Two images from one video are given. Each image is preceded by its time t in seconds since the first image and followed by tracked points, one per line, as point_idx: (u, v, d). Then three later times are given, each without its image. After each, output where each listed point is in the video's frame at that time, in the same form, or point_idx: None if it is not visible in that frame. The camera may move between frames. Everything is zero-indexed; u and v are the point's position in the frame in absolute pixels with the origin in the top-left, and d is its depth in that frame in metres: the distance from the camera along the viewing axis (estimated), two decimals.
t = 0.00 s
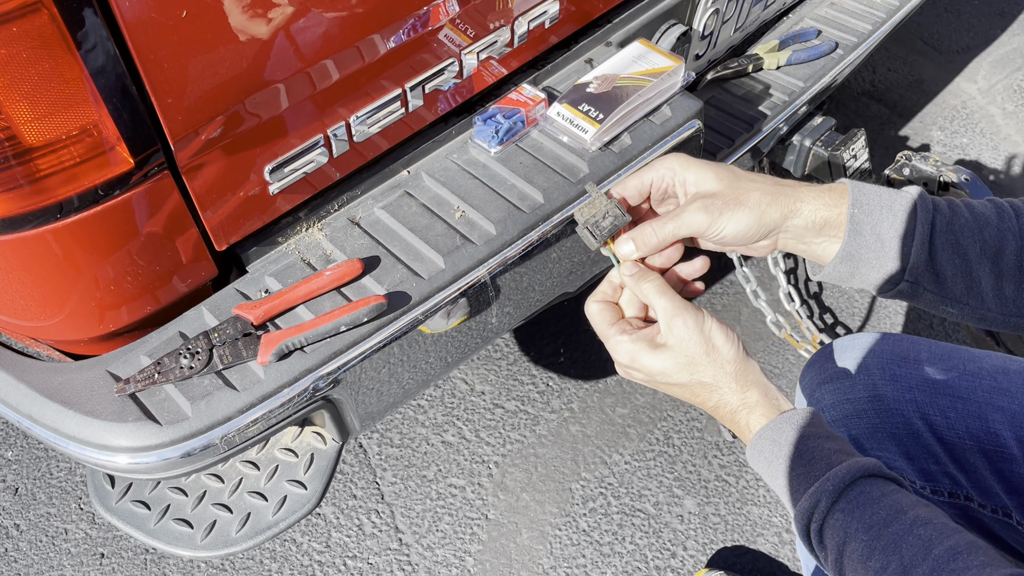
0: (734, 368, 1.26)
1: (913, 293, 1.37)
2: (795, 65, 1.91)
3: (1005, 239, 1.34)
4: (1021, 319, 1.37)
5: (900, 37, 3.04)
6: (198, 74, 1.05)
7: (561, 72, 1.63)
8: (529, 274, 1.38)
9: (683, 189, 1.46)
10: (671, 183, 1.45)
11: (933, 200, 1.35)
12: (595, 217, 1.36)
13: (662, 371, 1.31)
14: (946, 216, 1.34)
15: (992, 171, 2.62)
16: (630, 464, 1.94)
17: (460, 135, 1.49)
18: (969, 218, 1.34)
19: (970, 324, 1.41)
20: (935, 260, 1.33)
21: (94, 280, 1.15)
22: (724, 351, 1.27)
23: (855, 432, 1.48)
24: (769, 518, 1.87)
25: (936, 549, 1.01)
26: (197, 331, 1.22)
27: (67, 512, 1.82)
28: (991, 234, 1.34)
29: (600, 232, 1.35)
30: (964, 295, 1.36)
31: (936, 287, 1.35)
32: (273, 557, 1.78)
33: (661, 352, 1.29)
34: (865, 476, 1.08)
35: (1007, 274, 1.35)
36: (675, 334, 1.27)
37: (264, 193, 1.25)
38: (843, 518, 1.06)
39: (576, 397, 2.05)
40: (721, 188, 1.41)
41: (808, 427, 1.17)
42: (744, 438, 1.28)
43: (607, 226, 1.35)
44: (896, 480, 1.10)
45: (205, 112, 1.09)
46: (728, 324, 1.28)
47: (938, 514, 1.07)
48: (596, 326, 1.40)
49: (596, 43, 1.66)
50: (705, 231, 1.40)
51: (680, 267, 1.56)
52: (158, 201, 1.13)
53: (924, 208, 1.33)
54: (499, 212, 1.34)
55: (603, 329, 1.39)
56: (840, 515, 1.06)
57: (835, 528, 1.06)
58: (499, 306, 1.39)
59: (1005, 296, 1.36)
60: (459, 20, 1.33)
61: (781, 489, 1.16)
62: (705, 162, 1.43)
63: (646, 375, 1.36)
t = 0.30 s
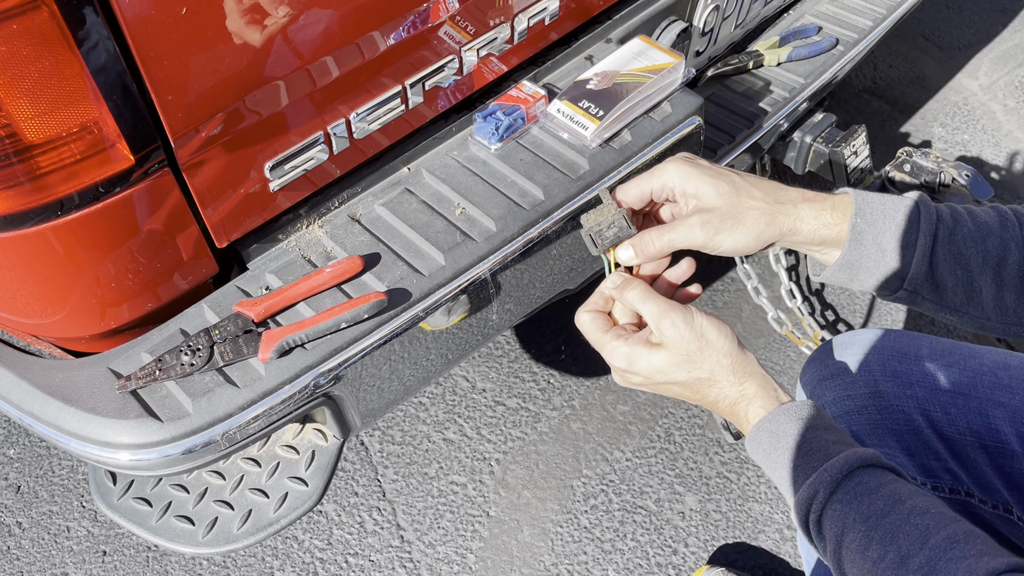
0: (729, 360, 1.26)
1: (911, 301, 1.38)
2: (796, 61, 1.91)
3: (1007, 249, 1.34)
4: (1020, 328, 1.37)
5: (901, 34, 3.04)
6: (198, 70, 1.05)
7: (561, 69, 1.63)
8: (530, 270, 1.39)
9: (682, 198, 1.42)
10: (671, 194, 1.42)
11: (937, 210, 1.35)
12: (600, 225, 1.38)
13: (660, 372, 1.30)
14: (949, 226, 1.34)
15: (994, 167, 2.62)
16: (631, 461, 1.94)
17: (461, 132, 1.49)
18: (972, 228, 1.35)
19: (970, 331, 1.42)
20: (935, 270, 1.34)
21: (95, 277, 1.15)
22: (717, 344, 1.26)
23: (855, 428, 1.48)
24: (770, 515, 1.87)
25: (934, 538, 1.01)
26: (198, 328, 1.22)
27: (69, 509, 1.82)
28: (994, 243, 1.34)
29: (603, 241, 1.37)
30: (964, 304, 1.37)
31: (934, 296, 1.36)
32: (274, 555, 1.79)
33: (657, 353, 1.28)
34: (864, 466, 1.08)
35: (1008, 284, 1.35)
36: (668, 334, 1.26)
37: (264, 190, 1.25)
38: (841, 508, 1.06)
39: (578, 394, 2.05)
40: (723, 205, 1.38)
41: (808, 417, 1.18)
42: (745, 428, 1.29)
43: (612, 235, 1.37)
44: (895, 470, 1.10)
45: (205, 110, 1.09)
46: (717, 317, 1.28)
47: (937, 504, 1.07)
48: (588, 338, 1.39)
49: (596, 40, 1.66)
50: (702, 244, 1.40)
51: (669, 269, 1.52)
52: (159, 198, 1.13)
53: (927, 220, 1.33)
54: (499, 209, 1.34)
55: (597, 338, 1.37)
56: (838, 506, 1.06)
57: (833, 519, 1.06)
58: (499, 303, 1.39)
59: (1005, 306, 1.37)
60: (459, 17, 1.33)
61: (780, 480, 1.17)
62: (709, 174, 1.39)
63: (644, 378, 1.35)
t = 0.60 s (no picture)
0: (732, 354, 1.26)
1: (910, 297, 1.38)
2: (795, 60, 1.90)
3: (1005, 243, 1.33)
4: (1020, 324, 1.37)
5: (902, 32, 3.04)
6: (197, 70, 1.05)
7: (560, 68, 1.63)
8: (529, 269, 1.39)
9: (681, 189, 1.43)
10: (669, 185, 1.43)
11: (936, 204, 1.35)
12: (590, 215, 1.35)
13: (659, 361, 1.30)
14: (947, 220, 1.34)
15: (994, 165, 2.61)
16: (631, 460, 1.94)
17: (460, 131, 1.49)
18: (971, 223, 1.34)
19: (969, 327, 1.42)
20: (934, 265, 1.33)
21: (94, 276, 1.15)
22: (720, 338, 1.26)
23: (855, 425, 1.47)
24: (770, 514, 1.87)
25: (935, 540, 1.01)
26: (197, 328, 1.23)
27: (70, 508, 1.83)
28: (991, 238, 1.33)
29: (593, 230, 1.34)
30: (962, 300, 1.37)
31: (933, 291, 1.36)
32: (275, 554, 1.79)
33: (658, 342, 1.29)
34: (865, 467, 1.08)
35: (1006, 279, 1.35)
36: (670, 325, 1.26)
37: (263, 190, 1.25)
38: (842, 509, 1.06)
39: (578, 392, 2.06)
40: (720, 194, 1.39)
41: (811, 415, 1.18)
42: (743, 426, 1.28)
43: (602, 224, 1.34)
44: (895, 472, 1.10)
45: (204, 110, 1.10)
46: (722, 311, 1.28)
47: (936, 505, 1.07)
48: (587, 324, 1.39)
49: (595, 39, 1.66)
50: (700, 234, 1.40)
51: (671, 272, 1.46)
52: (158, 197, 1.13)
53: (925, 214, 1.33)
54: (498, 208, 1.34)
55: (596, 325, 1.37)
56: (839, 506, 1.06)
57: (834, 519, 1.06)
58: (499, 302, 1.39)
59: (1004, 302, 1.37)
60: (458, 16, 1.33)
61: (780, 479, 1.16)
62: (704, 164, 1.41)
63: (643, 366, 1.35)
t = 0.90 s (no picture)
0: (724, 358, 1.26)
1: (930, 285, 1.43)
2: (795, 58, 1.90)
3: None
4: None
5: (903, 29, 3.03)
6: (195, 70, 1.05)
7: (559, 67, 1.63)
8: (529, 268, 1.38)
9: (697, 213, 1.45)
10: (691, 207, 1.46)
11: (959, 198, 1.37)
12: (576, 222, 1.36)
13: (654, 368, 1.30)
14: (971, 213, 1.36)
15: (996, 163, 2.61)
16: (632, 459, 1.94)
17: (459, 130, 1.49)
18: (993, 218, 1.36)
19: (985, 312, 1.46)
20: (954, 260, 1.37)
21: (93, 277, 1.15)
22: (711, 343, 1.26)
23: (855, 425, 1.47)
24: (771, 512, 1.87)
25: (933, 543, 1.01)
26: (196, 328, 1.23)
27: (71, 509, 1.83)
28: (1015, 236, 1.35)
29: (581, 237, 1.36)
30: (981, 292, 1.40)
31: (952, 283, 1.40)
32: (276, 554, 1.79)
33: (651, 350, 1.29)
34: (863, 469, 1.08)
35: None
36: (661, 331, 1.26)
37: (262, 190, 1.25)
38: (840, 511, 1.06)
39: (578, 391, 2.06)
40: (767, 233, 1.40)
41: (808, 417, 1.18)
42: (740, 429, 1.28)
43: (588, 232, 1.36)
44: (894, 472, 1.10)
45: (202, 110, 1.09)
46: (713, 315, 1.27)
47: (935, 505, 1.07)
48: (583, 333, 1.40)
49: (595, 38, 1.66)
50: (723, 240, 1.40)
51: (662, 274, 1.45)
52: (157, 197, 1.13)
53: (947, 211, 1.35)
54: (498, 208, 1.34)
55: (591, 333, 1.38)
56: (836, 509, 1.06)
57: (831, 522, 1.07)
58: (499, 301, 1.38)
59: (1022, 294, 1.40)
60: (456, 15, 1.33)
61: (779, 483, 1.17)
62: (750, 206, 1.38)
63: (638, 373, 1.35)
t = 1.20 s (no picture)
0: (724, 358, 1.26)
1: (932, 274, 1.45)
2: (796, 56, 1.90)
3: None
4: None
5: (905, 28, 3.02)
6: (196, 70, 1.05)
7: (560, 66, 1.63)
8: (531, 267, 1.38)
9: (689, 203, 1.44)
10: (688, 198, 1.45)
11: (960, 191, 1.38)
12: (576, 219, 1.35)
13: (652, 366, 1.30)
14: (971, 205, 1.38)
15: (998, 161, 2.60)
16: (634, 458, 1.94)
17: (460, 130, 1.49)
18: (993, 210, 1.38)
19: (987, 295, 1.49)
20: (957, 250, 1.40)
21: (94, 277, 1.15)
22: (712, 343, 1.26)
23: (856, 424, 1.47)
24: (773, 512, 1.87)
25: (933, 542, 1.00)
26: (196, 328, 1.23)
27: (73, 509, 1.83)
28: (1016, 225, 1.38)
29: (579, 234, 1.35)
30: (984, 278, 1.43)
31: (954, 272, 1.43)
32: (277, 553, 1.79)
33: (650, 348, 1.28)
34: (863, 469, 1.08)
35: None
36: (661, 330, 1.26)
37: (263, 190, 1.25)
38: (840, 511, 1.06)
39: (580, 391, 2.05)
40: (767, 232, 1.40)
41: (809, 416, 1.18)
42: (739, 428, 1.28)
43: (587, 228, 1.35)
44: (893, 472, 1.10)
45: (202, 110, 1.09)
46: (714, 314, 1.27)
47: (934, 506, 1.07)
48: (582, 329, 1.39)
49: (595, 37, 1.65)
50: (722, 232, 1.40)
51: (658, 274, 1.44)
52: (157, 197, 1.13)
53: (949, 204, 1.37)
54: (498, 207, 1.34)
55: (589, 329, 1.37)
56: (837, 509, 1.06)
57: (832, 522, 1.06)
58: (500, 301, 1.38)
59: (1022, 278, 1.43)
60: (457, 15, 1.33)
61: (778, 483, 1.16)
62: (749, 205, 1.38)
63: (636, 370, 1.35)
